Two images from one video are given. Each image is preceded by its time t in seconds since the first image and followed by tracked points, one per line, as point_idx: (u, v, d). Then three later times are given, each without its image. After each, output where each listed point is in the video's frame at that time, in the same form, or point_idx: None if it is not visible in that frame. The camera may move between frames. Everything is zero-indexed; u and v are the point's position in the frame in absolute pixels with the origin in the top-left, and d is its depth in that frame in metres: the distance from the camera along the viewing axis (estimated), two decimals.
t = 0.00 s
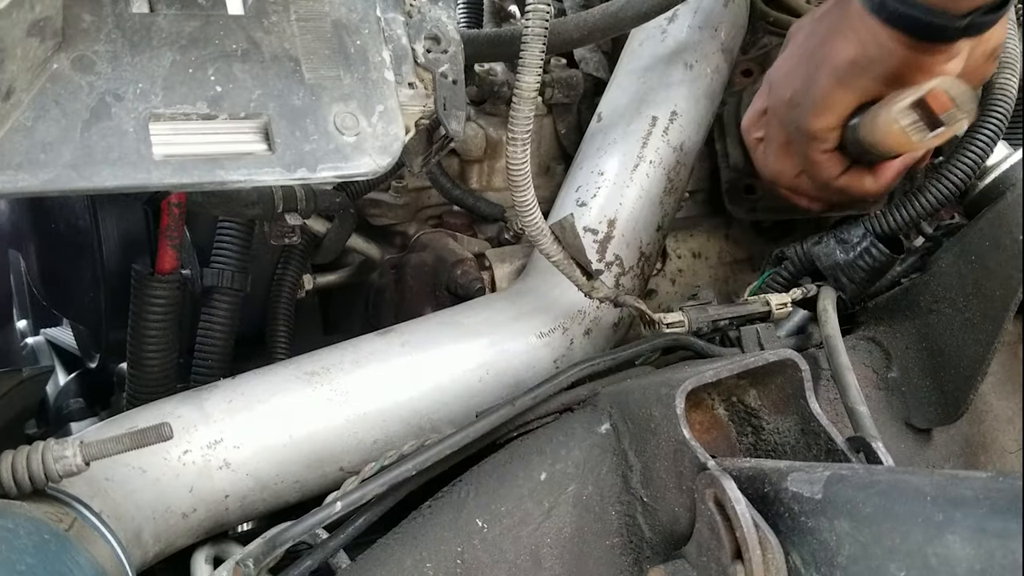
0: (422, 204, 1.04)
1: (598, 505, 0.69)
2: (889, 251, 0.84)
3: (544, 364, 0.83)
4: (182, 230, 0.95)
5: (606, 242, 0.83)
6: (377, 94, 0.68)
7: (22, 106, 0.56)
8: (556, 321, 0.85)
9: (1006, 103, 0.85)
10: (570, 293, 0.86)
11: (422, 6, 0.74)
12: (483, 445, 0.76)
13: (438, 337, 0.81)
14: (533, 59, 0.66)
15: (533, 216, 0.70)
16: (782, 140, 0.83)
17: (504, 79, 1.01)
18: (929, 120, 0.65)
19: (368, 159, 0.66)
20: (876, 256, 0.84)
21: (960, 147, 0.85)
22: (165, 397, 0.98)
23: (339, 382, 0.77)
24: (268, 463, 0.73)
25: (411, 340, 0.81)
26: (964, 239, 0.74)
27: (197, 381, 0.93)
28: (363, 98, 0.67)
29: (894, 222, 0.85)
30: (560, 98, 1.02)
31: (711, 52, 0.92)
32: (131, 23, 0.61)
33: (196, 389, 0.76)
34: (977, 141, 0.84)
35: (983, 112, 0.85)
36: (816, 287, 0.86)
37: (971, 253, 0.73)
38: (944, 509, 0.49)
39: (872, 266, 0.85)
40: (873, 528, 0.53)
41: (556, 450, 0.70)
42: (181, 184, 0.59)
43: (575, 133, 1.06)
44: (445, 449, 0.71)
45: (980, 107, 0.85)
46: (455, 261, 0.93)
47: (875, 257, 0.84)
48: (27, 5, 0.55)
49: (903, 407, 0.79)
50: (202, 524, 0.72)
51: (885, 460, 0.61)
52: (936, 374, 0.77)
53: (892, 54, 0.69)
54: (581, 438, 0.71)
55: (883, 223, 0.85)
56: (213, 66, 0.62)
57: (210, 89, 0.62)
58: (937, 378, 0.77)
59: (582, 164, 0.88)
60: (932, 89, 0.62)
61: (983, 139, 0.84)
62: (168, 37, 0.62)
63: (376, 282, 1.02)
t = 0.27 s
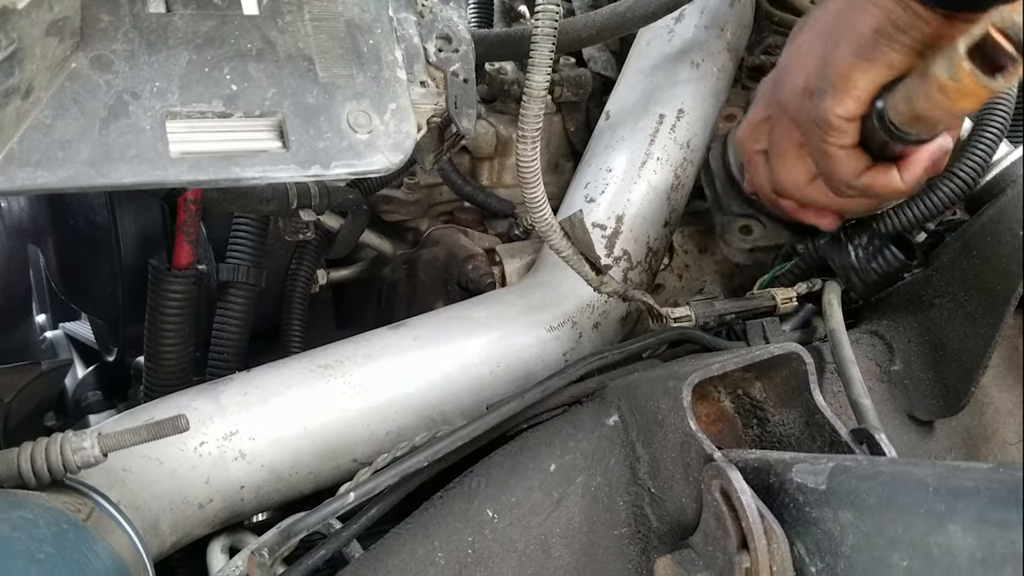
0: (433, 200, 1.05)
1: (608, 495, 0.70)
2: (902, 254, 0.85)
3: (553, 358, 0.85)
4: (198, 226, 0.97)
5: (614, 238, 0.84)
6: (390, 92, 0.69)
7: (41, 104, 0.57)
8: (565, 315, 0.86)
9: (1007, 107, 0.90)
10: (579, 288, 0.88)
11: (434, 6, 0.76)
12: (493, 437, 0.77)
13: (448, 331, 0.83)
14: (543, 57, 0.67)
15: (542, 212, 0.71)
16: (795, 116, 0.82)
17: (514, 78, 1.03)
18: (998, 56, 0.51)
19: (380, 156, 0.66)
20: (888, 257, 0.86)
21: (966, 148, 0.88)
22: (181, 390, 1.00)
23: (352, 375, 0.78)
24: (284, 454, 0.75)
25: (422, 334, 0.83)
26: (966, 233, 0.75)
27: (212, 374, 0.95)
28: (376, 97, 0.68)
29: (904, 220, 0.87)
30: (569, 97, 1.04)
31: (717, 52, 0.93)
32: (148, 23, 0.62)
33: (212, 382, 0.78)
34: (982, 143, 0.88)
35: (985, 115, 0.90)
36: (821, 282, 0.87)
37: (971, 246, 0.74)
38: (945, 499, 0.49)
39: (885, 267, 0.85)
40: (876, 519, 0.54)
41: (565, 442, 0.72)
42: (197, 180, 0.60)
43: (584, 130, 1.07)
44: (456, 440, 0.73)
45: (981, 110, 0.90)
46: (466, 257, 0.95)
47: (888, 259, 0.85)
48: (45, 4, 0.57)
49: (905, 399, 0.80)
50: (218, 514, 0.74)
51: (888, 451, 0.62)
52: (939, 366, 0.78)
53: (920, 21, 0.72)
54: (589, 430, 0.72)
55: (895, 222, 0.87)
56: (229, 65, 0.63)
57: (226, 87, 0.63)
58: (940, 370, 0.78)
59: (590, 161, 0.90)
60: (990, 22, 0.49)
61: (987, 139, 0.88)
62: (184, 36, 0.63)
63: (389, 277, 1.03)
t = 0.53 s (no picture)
0: (445, 197, 1.07)
1: (615, 486, 0.72)
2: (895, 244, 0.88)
3: (563, 351, 0.86)
4: (214, 222, 0.98)
5: (622, 234, 0.85)
6: (402, 91, 0.70)
7: (60, 103, 0.58)
8: (574, 310, 0.88)
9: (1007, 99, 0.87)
10: (588, 283, 0.89)
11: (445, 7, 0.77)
12: (504, 428, 0.79)
13: (458, 326, 0.85)
14: (553, 57, 0.69)
15: (552, 209, 0.73)
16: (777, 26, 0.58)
17: (524, 76, 1.04)
18: None
19: (393, 154, 0.68)
20: (884, 249, 0.88)
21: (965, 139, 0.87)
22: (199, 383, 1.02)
23: (365, 368, 0.80)
24: (298, 445, 0.76)
25: (434, 328, 0.84)
26: (966, 232, 0.74)
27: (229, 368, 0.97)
28: (389, 95, 0.69)
29: (897, 215, 0.88)
30: (578, 95, 1.05)
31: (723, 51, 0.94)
32: (165, 23, 0.63)
33: (229, 375, 0.80)
34: (980, 135, 0.87)
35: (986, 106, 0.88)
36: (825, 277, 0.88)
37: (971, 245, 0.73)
38: (945, 491, 0.50)
39: (880, 259, 0.88)
40: (879, 509, 0.55)
41: (574, 434, 0.73)
42: (214, 178, 0.61)
43: (593, 128, 1.09)
44: (468, 432, 0.75)
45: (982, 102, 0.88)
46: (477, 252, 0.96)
47: (883, 251, 0.88)
48: (64, 5, 0.58)
49: (907, 390, 0.82)
50: (234, 505, 0.76)
51: (892, 443, 0.64)
52: (940, 360, 0.79)
53: None
54: (598, 422, 0.73)
55: (892, 215, 0.88)
56: (245, 64, 0.64)
57: (241, 86, 0.64)
58: (941, 363, 0.79)
59: (599, 159, 0.91)
60: None
61: (987, 132, 0.87)
62: (201, 36, 0.63)
63: (402, 272, 1.05)
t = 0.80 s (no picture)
0: (456, 193, 1.09)
1: (624, 477, 0.73)
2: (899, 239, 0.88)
3: (571, 344, 0.88)
4: (230, 218, 1.00)
5: (630, 229, 0.86)
6: (414, 89, 0.71)
7: (79, 101, 0.58)
8: (583, 304, 0.89)
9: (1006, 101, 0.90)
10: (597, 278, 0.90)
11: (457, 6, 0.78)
12: (513, 420, 0.81)
13: (468, 320, 0.86)
14: (562, 56, 0.70)
15: (561, 204, 0.74)
16: None
17: (534, 75, 1.06)
18: None
19: (406, 151, 0.69)
20: (886, 243, 0.88)
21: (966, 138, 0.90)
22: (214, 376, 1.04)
23: (376, 361, 0.82)
24: (311, 436, 0.78)
25: (445, 321, 0.86)
26: (969, 226, 0.75)
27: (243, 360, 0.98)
28: (401, 94, 0.70)
29: (899, 211, 0.90)
30: (587, 93, 1.07)
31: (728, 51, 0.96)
32: (181, 23, 0.63)
33: (245, 368, 0.82)
34: (981, 133, 0.89)
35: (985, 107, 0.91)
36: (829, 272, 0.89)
37: (974, 239, 0.74)
38: (948, 481, 0.52)
39: (883, 252, 0.88)
40: (882, 499, 0.56)
41: (584, 426, 0.75)
42: (231, 174, 0.62)
43: (601, 126, 1.10)
44: (480, 423, 0.76)
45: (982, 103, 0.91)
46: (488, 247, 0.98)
47: (886, 245, 0.88)
48: (84, 4, 0.58)
49: (910, 383, 0.83)
50: (250, 495, 0.77)
51: (895, 434, 0.65)
52: (942, 353, 0.80)
53: None
54: (607, 414, 0.75)
55: (892, 211, 0.91)
56: (260, 62, 0.65)
57: (257, 85, 0.65)
58: (943, 356, 0.80)
59: (607, 155, 0.92)
60: None
61: (987, 129, 0.89)
62: (217, 36, 0.64)
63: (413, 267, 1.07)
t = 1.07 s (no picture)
0: (467, 189, 1.10)
1: (632, 468, 0.74)
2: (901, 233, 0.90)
3: (580, 338, 0.90)
4: (246, 214, 1.02)
5: (639, 224, 0.88)
6: (426, 87, 0.71)
7: (98, 99, 0.58)
8: (591, 298, 0.91)
9: (1006, 100, 0.93)
10: (605, 273, 0.92)
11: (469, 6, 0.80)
12: (523, 412, 0.82)
13: (478, 314, 0.88)
14: (573, 55, 0.71)
15: (570, 200, 0.76)
16: None
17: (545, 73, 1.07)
18: None
19: (420, 148, 0.70)
20: (889, 238, 0.90)
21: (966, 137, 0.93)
22: (229, 369, 1.06)
23: (388, 354, 0.84)
24: (324, 428, 0.80)
25: (457, 315, 0.88)
26: (971, 223, 0.78)
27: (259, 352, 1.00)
28: (414, 91, 0.70)
29: (901, 205, 0.92)
30: (596, 91, 1.08)
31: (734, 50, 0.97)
32: (199, 23, 0.62)
33: (261, 361, 0.84)
34: (980, 132, 0.92)
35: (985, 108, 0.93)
36: (833, 267, 0.90)
37: (977, 235, 0.76)
38: (949, 471, 0.54)
39: (886, 246, 0.90)
40: (884, 489, 0.57)
41: (593, 418, 0.77)
42: (248, 171, 0.62)
43: (610, 123, 1.12)
44: (491, 415, 0.78)
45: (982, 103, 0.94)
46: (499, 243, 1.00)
47: (889, 239, 0.90)
48: (104, 4, 0.56)
49: (913, 376, 0.83)
50: (266, 485, 0.79)
51: (897, 425, 0.66)
52: (944, 346, 0.81)
53: None
54: (615, 406, 0.77)
55: (897, 205, 0.93)
56: (276, 62, 0.65)
57: (273, 83, 0.65)
58: (945, 349, 0.81)
59: (616, 152, 0.94)
60: None
61: (987, 128, 0.92)
62: (234, 36, 0.63)
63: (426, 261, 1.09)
